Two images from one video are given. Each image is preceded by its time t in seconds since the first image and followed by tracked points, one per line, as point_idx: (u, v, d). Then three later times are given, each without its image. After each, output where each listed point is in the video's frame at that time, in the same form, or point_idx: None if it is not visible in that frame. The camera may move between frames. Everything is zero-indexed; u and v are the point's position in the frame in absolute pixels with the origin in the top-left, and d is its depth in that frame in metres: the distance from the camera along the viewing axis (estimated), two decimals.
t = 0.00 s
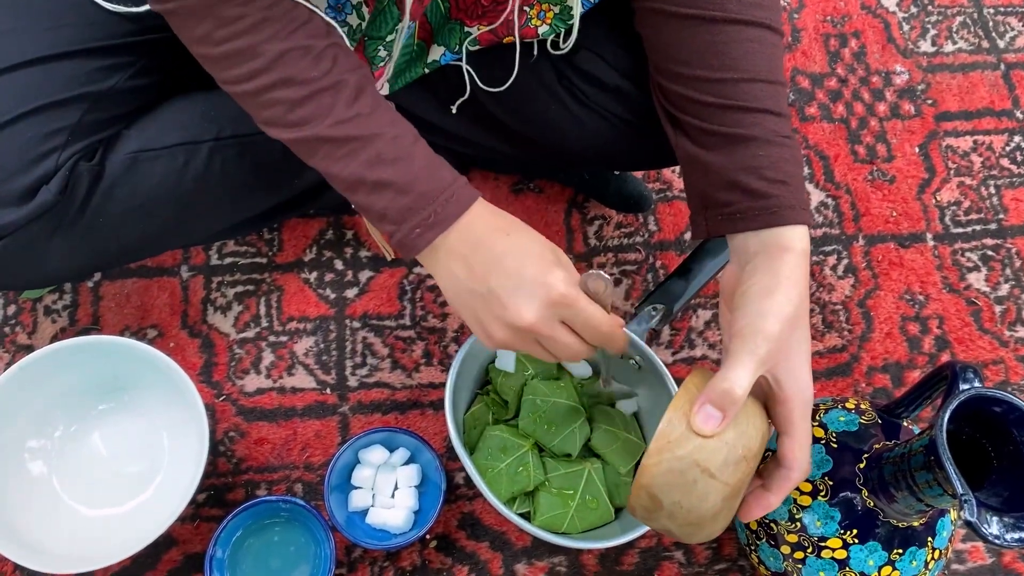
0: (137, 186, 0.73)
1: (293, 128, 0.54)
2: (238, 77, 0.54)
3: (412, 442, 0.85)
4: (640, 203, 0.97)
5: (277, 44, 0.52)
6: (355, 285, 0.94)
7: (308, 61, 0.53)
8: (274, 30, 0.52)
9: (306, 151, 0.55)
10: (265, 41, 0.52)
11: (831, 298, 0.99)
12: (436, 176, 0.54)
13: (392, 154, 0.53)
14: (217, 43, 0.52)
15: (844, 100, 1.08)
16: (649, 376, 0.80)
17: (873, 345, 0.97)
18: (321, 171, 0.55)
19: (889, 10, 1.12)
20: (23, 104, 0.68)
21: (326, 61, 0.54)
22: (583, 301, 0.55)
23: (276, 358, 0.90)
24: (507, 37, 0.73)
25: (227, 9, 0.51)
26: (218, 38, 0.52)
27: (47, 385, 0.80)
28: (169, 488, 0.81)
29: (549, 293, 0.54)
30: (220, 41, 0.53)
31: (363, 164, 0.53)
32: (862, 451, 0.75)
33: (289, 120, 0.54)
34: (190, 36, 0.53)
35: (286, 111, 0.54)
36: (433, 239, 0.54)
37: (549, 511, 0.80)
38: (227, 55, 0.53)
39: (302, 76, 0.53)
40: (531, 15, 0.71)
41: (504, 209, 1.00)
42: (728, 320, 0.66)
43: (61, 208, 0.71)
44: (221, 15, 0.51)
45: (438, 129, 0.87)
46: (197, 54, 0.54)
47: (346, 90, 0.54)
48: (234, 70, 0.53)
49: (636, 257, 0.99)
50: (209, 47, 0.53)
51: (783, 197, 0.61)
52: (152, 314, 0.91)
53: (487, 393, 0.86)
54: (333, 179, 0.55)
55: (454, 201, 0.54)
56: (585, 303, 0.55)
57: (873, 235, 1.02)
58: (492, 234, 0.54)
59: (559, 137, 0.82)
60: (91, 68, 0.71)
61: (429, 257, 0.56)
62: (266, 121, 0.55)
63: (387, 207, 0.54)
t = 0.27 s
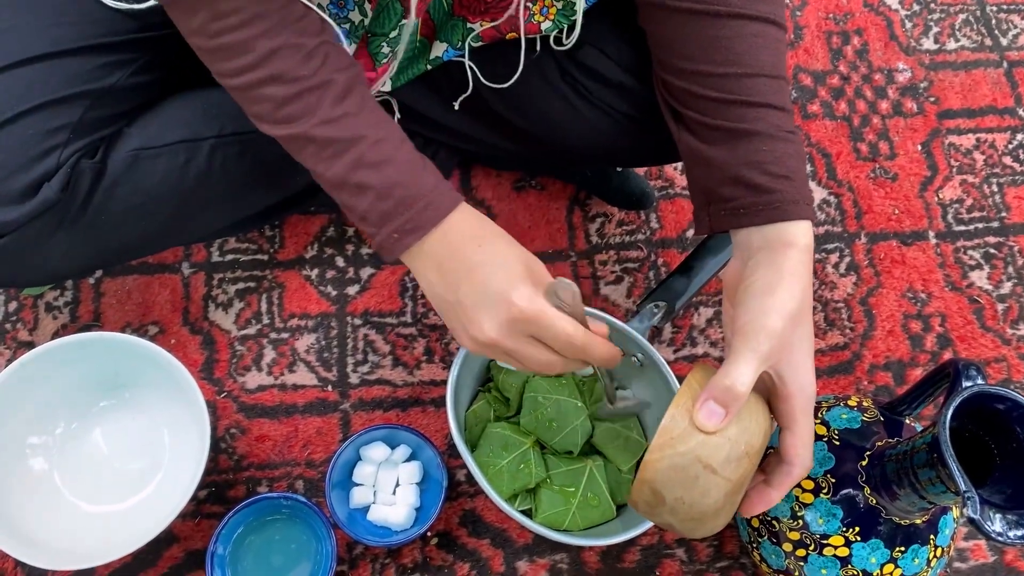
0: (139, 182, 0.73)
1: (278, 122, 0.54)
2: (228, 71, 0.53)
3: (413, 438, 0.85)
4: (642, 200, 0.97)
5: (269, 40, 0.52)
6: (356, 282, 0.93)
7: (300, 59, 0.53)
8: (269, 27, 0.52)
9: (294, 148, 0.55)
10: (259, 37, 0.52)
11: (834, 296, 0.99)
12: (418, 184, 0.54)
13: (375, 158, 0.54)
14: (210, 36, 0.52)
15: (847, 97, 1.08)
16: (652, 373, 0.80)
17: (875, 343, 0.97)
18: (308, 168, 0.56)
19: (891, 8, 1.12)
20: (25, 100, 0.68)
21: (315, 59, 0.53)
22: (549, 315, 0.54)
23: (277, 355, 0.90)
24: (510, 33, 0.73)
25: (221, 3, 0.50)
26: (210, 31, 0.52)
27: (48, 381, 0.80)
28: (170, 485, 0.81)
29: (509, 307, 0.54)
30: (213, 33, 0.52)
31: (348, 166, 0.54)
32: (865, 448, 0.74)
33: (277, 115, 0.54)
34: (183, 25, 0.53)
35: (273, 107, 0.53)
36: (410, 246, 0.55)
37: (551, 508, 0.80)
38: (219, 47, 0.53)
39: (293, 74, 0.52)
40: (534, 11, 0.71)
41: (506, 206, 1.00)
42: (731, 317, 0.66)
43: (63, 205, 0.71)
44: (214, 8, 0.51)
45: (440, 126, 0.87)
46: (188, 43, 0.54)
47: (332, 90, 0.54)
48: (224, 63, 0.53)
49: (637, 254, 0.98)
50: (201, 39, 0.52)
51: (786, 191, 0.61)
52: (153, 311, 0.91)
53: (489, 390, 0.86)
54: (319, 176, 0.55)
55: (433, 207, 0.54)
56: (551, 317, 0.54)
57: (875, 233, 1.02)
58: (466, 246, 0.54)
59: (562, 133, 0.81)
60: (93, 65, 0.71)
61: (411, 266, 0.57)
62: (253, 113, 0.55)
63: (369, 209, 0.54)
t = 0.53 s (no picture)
0: (141, 180, 0.73)
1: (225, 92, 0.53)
2: (180, 39, 0.52)
3: (415, 437, 0.85)
4: (644, 199, 0.97)
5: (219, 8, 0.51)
6: (358, 280, 0.93)
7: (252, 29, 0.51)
8: None
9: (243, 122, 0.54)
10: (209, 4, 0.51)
11: (836, 295, 0.98)
12: (367, 154, 0.52)
13: (322, 132, 0.52)
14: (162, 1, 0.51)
15: (849, 96, 1.08)
16: (654, 371, 0.81)
17: (877, 342, 0.97)
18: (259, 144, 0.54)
19: (893, 7, 1.12)
20: (28, 98, 0.68)
21: (266, 29, 0.52)
22: (494, 301, 0.52)
23: (279, 353, 0.90)
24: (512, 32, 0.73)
25: None
26: None
27: (50, 379, 0.80)
28: (172, 483, 0.81)
29: (454, 290, 0.51)
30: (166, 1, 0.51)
31: (292, 138, 0.52)
32: (867, 447, 0.74)
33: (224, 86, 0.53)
34: None
35: (220, 76, 0.52)
36: (354, 221, 0.53)
37: (551, 507, 0.80)
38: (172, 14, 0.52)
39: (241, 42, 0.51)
40: (536, 9, 0.71)
41: (508, 205, 1.00)
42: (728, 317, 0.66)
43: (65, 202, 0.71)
44: None
45: (441, 124, 0.87)
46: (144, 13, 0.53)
47: (280, 59, 0.52)
48: (176, 31, 0.52)
49: (639, 253, 0.98)
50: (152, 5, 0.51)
51: (786, 192, 0.61)
52: (156, 309, 0.91)
53: (490, 388, 0.86)
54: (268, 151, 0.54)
55: (380, 182, 0.52)
56: (500, 304, 0.52)
57: (877, 232, 1.02)
58: (413, 223, 0.52)
59: (562, 132, 0.81)
60: (95, 63, 0.71)
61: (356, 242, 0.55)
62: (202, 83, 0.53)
63: (314, 183, 0.52)
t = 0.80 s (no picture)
0: (142, 178, 0.73)
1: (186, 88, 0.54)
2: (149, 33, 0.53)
3: (418, 437, 0.85)
4: (646, 199, 0.97)
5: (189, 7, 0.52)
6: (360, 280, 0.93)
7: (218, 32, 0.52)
8: None
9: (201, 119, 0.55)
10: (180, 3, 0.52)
11: (838, 295, 0.98)
12: (318, 167, 0.54)
13: (274, 142, 0.54)
14: None
15: (851, 96, 1.08)
16: (656, 371, 0.81)
17: (880, 342, 0.97)
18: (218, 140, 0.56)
19: (896, 6, 1.12)
20: (30, 95, 0.68)
21: (233, 33, 0.53)
22: (433, 332, 0.56)
23: (282, 352, 0.90)
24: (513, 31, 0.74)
25: None
26: None
27: (52, 377, 0.80)
28: (174, 483, 0.81)
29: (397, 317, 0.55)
30: None
31: (248, 144, 0.54)
32: (870, 447, 0.74)
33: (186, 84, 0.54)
34: None
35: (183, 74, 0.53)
36: (303, 235, 0.55)
37: (552, 505, 0.80)
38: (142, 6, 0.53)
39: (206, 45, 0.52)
40: (538, 7, 0.72)
41: (510, 204, 1.00)
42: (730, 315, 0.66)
43: (67, 200, 0.71)
44: None
45: (443, 124, 0.87)
46: None
47: (244, 65, 0.53)
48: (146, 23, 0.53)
49: (641, 253, 0.98)
50: None
51: (789, 190, 0.61)
52: (158, 308, 0.91)
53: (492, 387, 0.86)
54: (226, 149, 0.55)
55: (329, 200, 0.54)
56: (439, 335, 0.56)
57: (880, 231, 1.01)
58: (367, 248, 0.55)
59: (564, 131, 0.81)
60: (98, 60, 0.71)
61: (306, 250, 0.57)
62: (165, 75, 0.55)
63: (266, 191, 0.54)
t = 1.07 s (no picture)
0: (146, 177, 0.73)
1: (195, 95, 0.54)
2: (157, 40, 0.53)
3: (420, 435, 0.85)
4: (648, 198, 0.97)
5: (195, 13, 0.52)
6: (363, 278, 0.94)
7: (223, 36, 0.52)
8: None
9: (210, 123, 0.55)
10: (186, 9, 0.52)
11: (840, 294, 0.98)
12: (320, 173, 0.54)
13: (277, 149, 0.54)
14: None
15: (854, 95, 1.08)
16: (659, 369, 0.81)
17: (882, 341, 0.97)
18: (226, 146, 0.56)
19: (899, 5, 1.12)
20: (34, 94, 0.68)
21: (238, 39, 0.53)
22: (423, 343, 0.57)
23: (284, 351, 0.90)
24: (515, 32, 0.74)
25: None
26: None
27: (56, 376, 0.80)
28: (177, 481, 0.81)
29: (390, 328, 0.56)
30: None
31: (253, 150, 0.54)
32: (872, 445, 0.74)
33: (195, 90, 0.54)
34: None
35: (191, 81, 0.54)
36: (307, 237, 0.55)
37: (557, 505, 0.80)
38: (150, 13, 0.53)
39: (212, 50, 0.52)
40: (541, 7, 0.72)
41: (512, 202, 1.00)
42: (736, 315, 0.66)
43: (70, 198, 0.71)
44: None
45: (446, 123, 0.87)
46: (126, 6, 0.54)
47: (250, 68, 0.53)
48: (154, 30, 0.53)
49: (644, 251, 0.98)
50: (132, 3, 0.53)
51: (794, 191, 0.61)
52: (160, 307, 0.91)
53: (495, 387, 0.86)
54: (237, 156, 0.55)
55: (330, 207, 0.54)
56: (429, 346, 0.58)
57: (882, 230, 1.02)
58: (371, 254, 0.56)
59: (567, 130, 0.81)
60: (101, 59, 0.71)
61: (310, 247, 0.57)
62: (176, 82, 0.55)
63: (273, 196, 0.55)
